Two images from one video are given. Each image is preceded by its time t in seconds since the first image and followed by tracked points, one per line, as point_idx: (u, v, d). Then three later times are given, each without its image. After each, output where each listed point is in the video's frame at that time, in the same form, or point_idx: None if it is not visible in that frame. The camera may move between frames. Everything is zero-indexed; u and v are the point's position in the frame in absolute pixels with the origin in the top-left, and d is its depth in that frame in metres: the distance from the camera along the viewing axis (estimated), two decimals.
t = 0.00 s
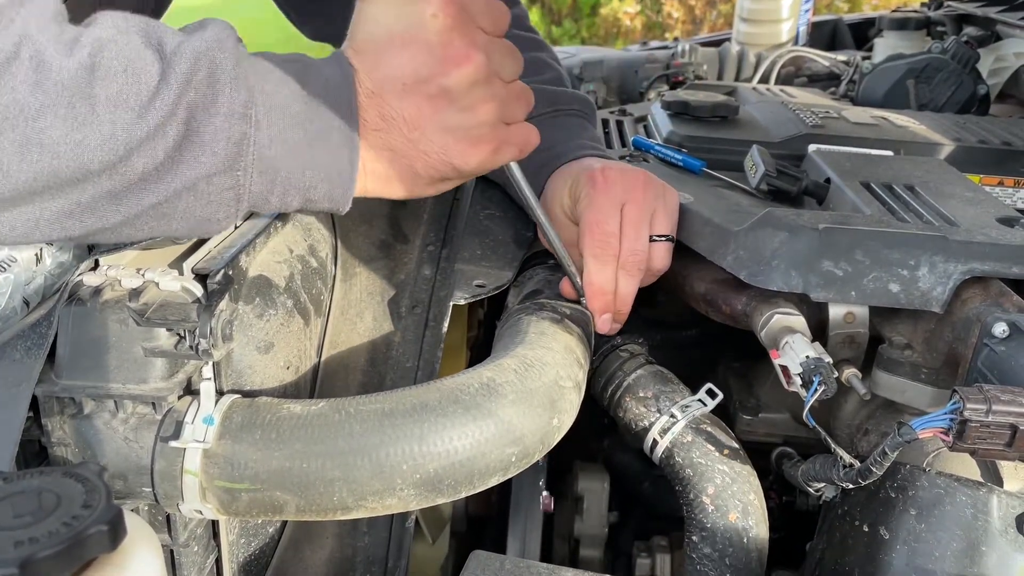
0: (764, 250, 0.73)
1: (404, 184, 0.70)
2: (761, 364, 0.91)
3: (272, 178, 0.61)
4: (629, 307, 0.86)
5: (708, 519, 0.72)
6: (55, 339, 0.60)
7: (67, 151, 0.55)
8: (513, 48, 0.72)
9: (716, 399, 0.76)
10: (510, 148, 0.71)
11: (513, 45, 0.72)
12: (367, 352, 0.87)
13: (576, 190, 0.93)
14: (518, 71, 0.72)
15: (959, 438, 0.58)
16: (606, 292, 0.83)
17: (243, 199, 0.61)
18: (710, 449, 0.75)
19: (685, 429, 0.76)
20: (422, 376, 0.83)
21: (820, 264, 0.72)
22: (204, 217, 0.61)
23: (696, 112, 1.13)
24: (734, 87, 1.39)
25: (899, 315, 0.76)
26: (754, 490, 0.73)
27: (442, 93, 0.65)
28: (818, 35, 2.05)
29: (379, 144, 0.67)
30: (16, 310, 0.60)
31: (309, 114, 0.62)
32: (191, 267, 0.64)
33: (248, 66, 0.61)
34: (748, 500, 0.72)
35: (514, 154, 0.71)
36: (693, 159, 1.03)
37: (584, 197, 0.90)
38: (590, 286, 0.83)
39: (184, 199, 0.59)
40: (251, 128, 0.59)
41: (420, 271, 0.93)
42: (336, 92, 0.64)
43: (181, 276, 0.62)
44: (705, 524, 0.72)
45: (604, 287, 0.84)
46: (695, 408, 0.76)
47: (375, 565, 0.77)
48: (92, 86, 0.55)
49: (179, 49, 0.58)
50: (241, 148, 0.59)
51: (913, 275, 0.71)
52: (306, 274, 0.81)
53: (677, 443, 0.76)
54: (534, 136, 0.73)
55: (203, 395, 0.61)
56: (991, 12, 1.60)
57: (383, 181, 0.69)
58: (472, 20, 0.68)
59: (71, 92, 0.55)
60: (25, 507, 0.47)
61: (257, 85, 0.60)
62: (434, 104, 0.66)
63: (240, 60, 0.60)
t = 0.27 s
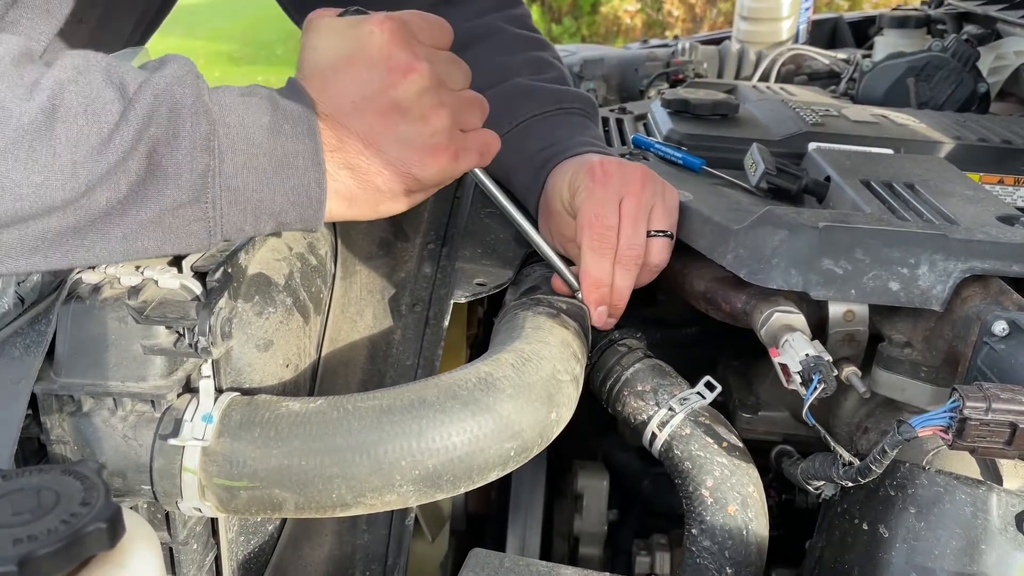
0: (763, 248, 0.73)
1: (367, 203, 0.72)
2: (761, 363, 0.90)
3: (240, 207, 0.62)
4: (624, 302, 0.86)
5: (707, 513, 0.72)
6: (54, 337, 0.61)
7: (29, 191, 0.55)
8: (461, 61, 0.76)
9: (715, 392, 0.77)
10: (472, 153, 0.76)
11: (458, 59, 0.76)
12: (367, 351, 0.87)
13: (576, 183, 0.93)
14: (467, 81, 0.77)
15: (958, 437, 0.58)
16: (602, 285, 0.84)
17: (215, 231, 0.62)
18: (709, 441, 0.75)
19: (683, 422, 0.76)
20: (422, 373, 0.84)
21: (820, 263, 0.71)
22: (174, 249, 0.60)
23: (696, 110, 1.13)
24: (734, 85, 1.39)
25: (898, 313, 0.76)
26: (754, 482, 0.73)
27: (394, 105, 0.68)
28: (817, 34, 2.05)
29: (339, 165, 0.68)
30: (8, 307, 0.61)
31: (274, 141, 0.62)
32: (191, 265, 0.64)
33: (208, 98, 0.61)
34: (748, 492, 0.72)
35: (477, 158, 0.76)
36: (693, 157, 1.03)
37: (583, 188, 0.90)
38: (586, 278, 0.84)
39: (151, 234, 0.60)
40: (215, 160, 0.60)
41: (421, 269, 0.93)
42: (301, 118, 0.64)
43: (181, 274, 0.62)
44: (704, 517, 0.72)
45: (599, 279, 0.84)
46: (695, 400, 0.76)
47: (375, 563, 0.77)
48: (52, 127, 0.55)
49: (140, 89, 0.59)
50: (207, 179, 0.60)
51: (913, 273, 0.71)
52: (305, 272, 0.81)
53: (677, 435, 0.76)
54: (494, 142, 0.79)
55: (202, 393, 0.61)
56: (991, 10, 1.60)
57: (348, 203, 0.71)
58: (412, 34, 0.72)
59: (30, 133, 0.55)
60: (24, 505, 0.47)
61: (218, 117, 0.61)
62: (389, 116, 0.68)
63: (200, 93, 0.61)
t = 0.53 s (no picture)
0: (765, 247, 0.73)
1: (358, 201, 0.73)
2: (763, 362, 0.90)
3: (241, 208, 0.62)
4: (623, 299, 0.86)
5: (708, 506, 0.71)
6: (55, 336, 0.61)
7: (32, 201, 0.54)
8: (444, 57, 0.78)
9: (715, 385, 0.76)
10: (459, 148, 0.76)
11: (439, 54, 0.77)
12: (368, 350, 0.87)
13: (578, 179, 0.93)
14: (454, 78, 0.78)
15: (960, 436, 0.58)
16: (601, 280, 0.83)
17: (219, 235, 0.62)
18: (709, 434, 0.74)
19: (683, 415, 0.75)
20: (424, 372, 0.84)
21: (822, 262, 0.71)
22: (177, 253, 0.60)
23: (698, 109, 1.13)
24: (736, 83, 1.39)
25: (900, 311, 0.76)
26: (755, 474, 0.73)
27: (379, 103, 0.69)
28: (819, 32, 2.05)
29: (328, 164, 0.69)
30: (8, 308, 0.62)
31: (270, 144, 0.63)
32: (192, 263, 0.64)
33: (204, 103, 0.61)
34: (748, 485, 0.72)
35: (464, 155, 0.76)
36: (694, 156, 1.03)
37: (586, 184, 0.91)
38: (586, 273, 0.84)
39: (154, 239, 0.59)
40: (215, 163, 0.60)
41: (422, 268, 0.93)
42: (294, 118, 0.65)
43: (182, 272, 0.62)
44: (704, 509, 0.71)
45: (599, 274, 0.84)
46: (694, 393, 0.76)
47: (376, 562, 0.76)
48: (51, 137, 0.55)
49: (137, 95, 0.59)
50: (208, 181, 0.60)
51: (914, 272, 0.71)
52: (306, 271, 0.80)
53: (677, 429, 0.75)
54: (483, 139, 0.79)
55: (203, 392, 0.61)
56: (993, 9, 1.60)
57: (339, 202, 0.72)
58: (393, 33, 0.73)
59: (30, 144, 0.54)
60: (25, 505, 0.47)
61: (215, 120, 0.61)
62: (373, 114, 0.69)
63: (196, 98, 0.61)
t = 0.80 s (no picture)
0: (766, 246, 0.73)
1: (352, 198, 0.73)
2: (764, 361, 0.90)
3: (238, 203, 0.63)
4: (621, 296, 0.86)
5: (709, 500, 0.71)
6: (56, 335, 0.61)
7: (30, 200, 0.55)
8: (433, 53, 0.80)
9: (715, 377, 0.76)
10: (452, 145, 0.77)
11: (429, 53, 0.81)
12: (369, 349, 0.87)
13: (580, 175, 0.93)
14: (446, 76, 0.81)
15: (962, 436, 0.58)
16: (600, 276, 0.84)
17: (217, 230, 0.62)
18: (710, 427, 0.74)
19: (683, 409, 0.75)
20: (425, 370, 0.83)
21: (824, 261, 0.71)
22: (176, 248, 0.61)
23: (699, 108, 1.12)
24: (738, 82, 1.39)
25: (902, 311, 0.76)
26: (756, 467, 0.72)
27: (371, 96, 0.71)
28: (821, 30, 2.05)
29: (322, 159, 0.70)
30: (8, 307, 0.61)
31: (266, 141, 0.64)
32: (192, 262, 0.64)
33: (200, 101, 0.62)
34: (749, 477, 0.71)
35: (458, 150, 0.77)
36: (695, 155, 1.02)
37: (588, 180, 0.91)
38: (586, 268, 0.84)
39: (153, 234, 0.59)
40: (211, 158, 0.61)
41: (423, 267, 0.93)
42: (288, 114, 0.67)
43: (183, 271, 0.62)
44: (705, 502, 0.71)
45: (599, 269, 0.84)
46: (694, 386, 0.76)
47: (376, 561, 0.76)
48: (48, 135, 0.55)
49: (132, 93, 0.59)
50: (204, 176, 0.61)
51: (916, 272, 0.71)
52: (307, 269, 0.80)
53: (676, 422, 0.75)
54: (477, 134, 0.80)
55: (203, 391, 0.61)
56: (994, 8, 1.59)
57: (334, 198, 0.72)
58: (384, 30, 0.76)
59: (28, 142, 0.54)
60: (26, 504, 0.47)
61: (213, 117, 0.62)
62: (366, 106, 0.71)
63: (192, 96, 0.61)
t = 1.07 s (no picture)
0: (767, 245, 0.73)
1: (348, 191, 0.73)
2: (765, 360, 0.90)
3: (236, 195, 0.63)
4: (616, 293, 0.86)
5: (709, 495, 0.71)
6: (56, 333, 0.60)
7: (29, 195, 0.55)
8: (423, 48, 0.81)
9: (714, 371, 0.76)
10: (446, 137, 0.76)
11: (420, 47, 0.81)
12: (369, 348, 0.87)
13: (581, 172, 0.93)
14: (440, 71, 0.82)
15: (964, 435, 0.58)
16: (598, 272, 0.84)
17: (217, 223, 0.62)
18: (710, 421, 0.74)
19: (682, 404, 0.75)
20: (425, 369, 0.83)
21: (825, 260, 0.71)
22: (175, 240, 0.61)
23: (700, 106, 1.12)
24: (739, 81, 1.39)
25: (903, 310, 0.76)
26: (756, 462, 0.72)
27: (364, 88, 0.70)
28: (822, 29, 2.05)
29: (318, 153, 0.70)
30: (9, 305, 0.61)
31: (263, 137, 0.64)
32: (193, 262, 0.64)
33: (197, 98, 0.62)
34: (749, 471, 0.71)
35: (452, 143, 0.76)
36: (696, 154, 1.02)
37: (588, 176, 0.91)
38: (584, 265, 0.84)
39: (152, 225, 0.60)
40: (208, 150, 0.61)
41: (424, 266, 0.93)
42: (283, 109, 0.66)
43: (182, 270, 0.62)
44: (705, 497, 0.71)
45: (597, 266, 0.84)
46: (693, 380, 0.76)
47: (377, 560, 0.76)
48: (47, 130, 0.55)
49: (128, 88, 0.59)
50: (202, 168, 0.61)
51: (917, 271, 0.71)
52: (307, 268, 0.80)
53: (676, 417, 0.75)
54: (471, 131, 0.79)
55: (203, 390, 0.61)
56: (995, 7, 1.59)
57: (330, 192, 0.72)
58: (375, 23, 0.76)
59: (27, 138, 0.54)
60: (26, 503, 0.47)
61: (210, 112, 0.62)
62: (359, 99, 0.70)
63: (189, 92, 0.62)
